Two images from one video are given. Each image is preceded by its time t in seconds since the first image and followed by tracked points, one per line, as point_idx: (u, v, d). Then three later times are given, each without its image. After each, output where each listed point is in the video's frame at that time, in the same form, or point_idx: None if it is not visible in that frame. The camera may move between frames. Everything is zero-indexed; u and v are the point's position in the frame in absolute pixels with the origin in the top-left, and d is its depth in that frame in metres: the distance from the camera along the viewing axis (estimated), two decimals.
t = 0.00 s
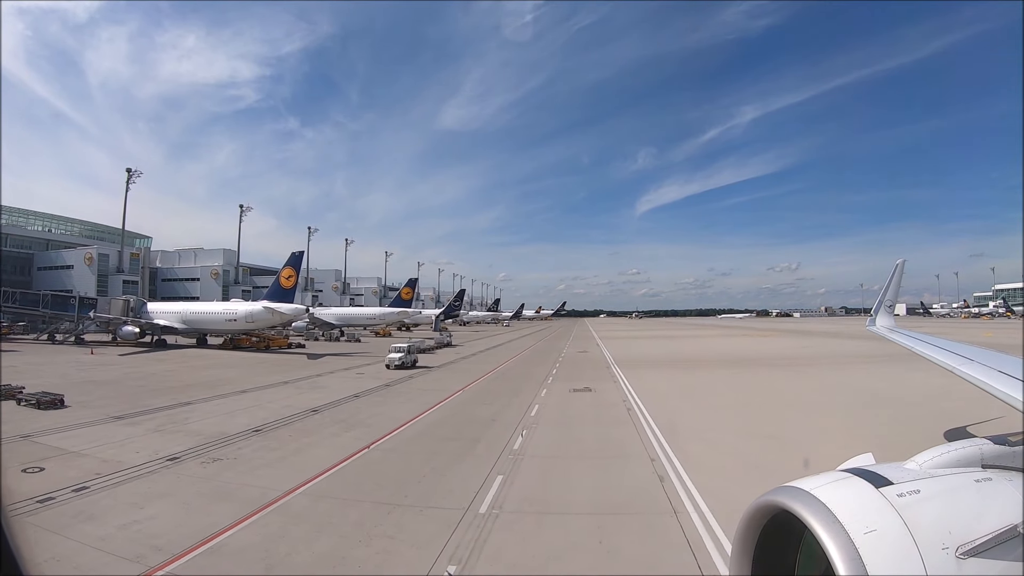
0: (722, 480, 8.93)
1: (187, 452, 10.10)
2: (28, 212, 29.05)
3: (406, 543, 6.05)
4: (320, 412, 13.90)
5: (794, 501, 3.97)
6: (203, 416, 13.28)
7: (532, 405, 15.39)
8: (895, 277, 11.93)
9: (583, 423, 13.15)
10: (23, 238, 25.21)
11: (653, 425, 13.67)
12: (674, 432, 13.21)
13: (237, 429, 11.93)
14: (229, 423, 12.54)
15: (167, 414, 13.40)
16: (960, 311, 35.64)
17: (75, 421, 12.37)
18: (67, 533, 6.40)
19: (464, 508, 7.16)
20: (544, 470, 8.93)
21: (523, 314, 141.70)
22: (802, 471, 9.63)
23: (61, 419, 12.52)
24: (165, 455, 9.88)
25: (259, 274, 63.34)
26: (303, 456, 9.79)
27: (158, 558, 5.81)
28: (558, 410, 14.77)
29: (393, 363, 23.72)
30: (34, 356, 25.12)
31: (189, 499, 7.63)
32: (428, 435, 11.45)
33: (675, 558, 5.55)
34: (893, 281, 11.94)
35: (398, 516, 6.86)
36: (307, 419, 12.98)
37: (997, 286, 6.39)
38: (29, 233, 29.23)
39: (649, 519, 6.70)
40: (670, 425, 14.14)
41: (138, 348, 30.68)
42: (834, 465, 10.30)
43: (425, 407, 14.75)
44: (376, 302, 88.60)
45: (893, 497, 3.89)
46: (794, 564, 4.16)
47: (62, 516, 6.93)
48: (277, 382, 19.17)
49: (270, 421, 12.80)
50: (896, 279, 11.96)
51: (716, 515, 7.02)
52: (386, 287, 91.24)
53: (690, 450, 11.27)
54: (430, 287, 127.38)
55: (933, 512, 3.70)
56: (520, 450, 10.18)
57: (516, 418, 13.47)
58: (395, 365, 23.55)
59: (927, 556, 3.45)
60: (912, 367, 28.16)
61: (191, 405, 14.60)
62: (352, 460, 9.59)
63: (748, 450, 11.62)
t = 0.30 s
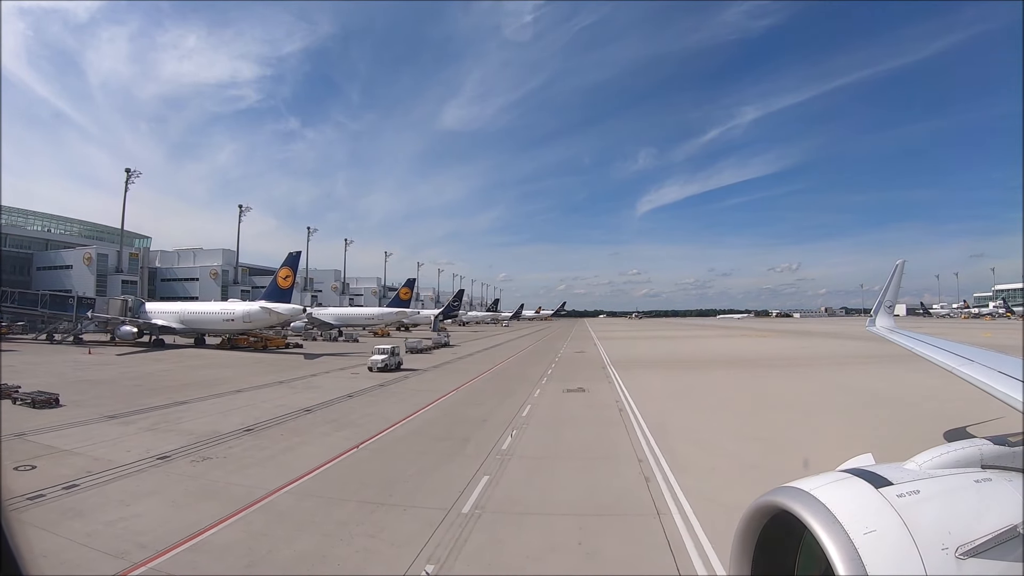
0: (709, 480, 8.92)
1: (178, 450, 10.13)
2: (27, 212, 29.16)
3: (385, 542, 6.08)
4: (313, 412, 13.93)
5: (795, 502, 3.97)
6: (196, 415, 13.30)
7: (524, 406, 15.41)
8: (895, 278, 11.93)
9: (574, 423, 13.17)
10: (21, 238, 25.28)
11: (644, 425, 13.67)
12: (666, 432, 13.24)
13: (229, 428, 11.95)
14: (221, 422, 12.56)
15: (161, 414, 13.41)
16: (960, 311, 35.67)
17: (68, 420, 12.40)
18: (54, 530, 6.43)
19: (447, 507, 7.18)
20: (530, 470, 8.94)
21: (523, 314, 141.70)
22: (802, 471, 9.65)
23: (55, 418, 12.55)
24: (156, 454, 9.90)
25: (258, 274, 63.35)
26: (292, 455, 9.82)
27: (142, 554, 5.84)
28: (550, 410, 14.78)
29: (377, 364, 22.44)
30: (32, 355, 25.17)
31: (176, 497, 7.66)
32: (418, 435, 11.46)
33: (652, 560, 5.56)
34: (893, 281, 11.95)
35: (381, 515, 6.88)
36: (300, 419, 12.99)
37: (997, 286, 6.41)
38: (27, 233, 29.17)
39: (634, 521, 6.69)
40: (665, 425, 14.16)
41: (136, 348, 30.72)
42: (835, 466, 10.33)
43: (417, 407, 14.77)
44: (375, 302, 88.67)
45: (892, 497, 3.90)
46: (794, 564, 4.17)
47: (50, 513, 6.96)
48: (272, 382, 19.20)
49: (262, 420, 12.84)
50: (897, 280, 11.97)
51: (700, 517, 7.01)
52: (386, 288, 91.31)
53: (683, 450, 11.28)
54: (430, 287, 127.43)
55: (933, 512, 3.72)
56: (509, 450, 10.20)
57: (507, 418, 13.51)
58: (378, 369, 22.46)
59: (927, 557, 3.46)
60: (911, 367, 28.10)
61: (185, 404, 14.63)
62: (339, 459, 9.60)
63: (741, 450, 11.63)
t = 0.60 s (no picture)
0: (696, 480, 8.90)
1: (169, 449, 10.17)
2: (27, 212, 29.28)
3: (366, 541, 6.11)
4: (306, 411, 13.99)
5: (796, 503, 3.97)
6: (189, 415, 13.33)
7: (516, 406, 15.43)
8: (895, 278, 11.94)
9: (566, 424, 13.16)
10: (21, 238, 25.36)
11: (634, 426, 13.66)
12: (657, 432, 13.23)
13: (220, 427, 11.97)
14: (213, 422, 12.57)
15: (154, 414, 13.43)
16: (960, 312, 35.69)
17: (62, 419, 12.43)
18: (41, 526, 6.46)
19: (430, 507, 7.19)
20: (516, 470, 8.95)
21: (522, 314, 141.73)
22: (802, 471, 9.70)
23: (50, 417, 12.60)
24: (147, 452, 9.94)
25: (258, 274, 63.38)
26: (282, 454, 9.85)
27: (126, 551, 5.88)
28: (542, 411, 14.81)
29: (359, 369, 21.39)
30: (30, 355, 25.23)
31: (164, 495, 7.70)
32: (408, 435, 11.47)
33: (628, 560, 5.58)
34: (893, 282, 11.96)
35: (365, 515, 6.90)
36: (292, 418, 13.03)
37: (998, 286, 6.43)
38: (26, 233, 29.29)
39: (616, 521, 6.70)
40: (659, 425, 14.18)
41: (134, 348, 30.74)
42: (835, 465, 10.39)
43: (408, 407, 14.77)
44: (375, 302, 88.70)
45: (892, 497, 3.92)
46: (794, 565, 4.18)
47: (39, 510, 6.99)
48: (267, 382, 19.24)
49: (254, 420, 12.86)
50: (897, 280, 11.99)
51: (683, 518, 6.99)
52: (385, 288, 91.35)
53: (674, 450, 11.28)
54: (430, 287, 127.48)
55: (933, 512, 3.73)
56: (497, 451, 10.21)
57: (498, 418, 13.54)
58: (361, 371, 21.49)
59: (927, 557, 3.47)
60: (910, 368, 28.08)
61: (179, 404, 14.66)
62: (328, 458, 9.63)
63: (734, 450, 11.63)
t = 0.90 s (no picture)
0: (683, 480, 8.89)
1: (160, 448, 10.20)
2: (26, 212, 29.36)
3: (347, 539, 6.14)
4: (298, 410, 14.04)
5: (795, 502, 3.98)
6: (182, 414, 13.36)
7: (508, 406, 15.43)
8: (895, 278, 11.94)
9: (556, 424, 13.17)
10: (20, 238, 25.47)
11: (624, 426, 13.65)
12: (647, 432, 13.23)
13: (212, 427, 11.99)
14: (206, 421, 12.59)
15: (147, 413, 13.46)
16: (961, 311, 35.70)
17: (56, 418, 12.46)
18: (29, 523, 6.50)
19: (414, 507, 7.20)
20: (503, 471, 8.95)
21: (522, 314, 141.96)
22: (802, 471, 9.72)
23: (44, 416, 12.63)
24: (138, 451, 9.97)
25: (257, 274, 63.44)
26: (271, 453, 9.88)
27: (112, 547, 5.91)
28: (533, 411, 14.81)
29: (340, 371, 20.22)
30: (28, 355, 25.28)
31: (152, 493, 7.73)
32: (398, 434, 11.49)
33: (606, 561, 5.60)
34: (893, 282, 11.95)
35: (348, 514, 6.91)
36: (284, 418, 13.07)
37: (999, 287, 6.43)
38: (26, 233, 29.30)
39: (598, 522, 6.70)
40: (654, 425, 14.20)
41: (132, 348, 30.80)
42: (836, 465, 10.41)
43: (398, 407, 14.78)
44: (375, 302, 88.87)
45: (892, 497, 3.93)
46: (793, 566, 4.20)
47: (28, 506, 7.03)
48: (263, 382, 19.28)
49: (246, 419, 12.88)
50: (897, 280, 12.00)
51: (665, 518, 7.00)
52: (385, 288, 91.47)
53: (666, 450, 11.27)
54: (430, 287, 127.57)
55: (932, 512, 3.74)
56: (485, 451, 10.22)
57: (489, 418, 13.56)
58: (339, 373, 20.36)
59: (927, 558, 3.48)
60: (908, 368, 28.09)
61: (173, 404, 14.70)
62: (317, 458, 9.65)
63: (728, 450, 11.63)
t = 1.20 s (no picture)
0: (670, 480, 8.89)
1: (151, 447, 10.22)
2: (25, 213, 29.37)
3: (330, 537, 6.17)
4: (290, 410, 14.07)
5: (794, 502, 4.01)
6: (176, 414, 13.38)
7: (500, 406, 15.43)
8: (895, 278, 11.95)
9: (548, 424, 13.17)
10: (19, 238, 25.53)
11: (614, 425, 13.62)
12: (636, 431, 13.23)
13: (205, 426, 12.01)
14: (199, 421, 12.61)
15: (142, 412, 13.48)
16: (960, 311, 35.72)
17: (50, 418, 12.50)
18: (17, 520, 6.54)
19: (398, 506, 7.22)
20: (489, 471, 8.95)
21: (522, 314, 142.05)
22: (803, 471, 9.74)
23: (39, 416, 12.67)
24: (129, 450, 9.99)
25: (257, 274, 63.50)
26: (261, 452, 9.90)
27: (96, 544, 5.95)
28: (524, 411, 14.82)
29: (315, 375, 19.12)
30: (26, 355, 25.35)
31: (141, 490, 7.77)
32: (389, 434, 11.49)
33: (585, 561, 5.60)
34: (892, 282, 11.96)
35: (332, 512, 6.94)
36: (276, 417, 13.08)
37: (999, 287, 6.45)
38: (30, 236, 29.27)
39: (579, 523, 6.69)
40: (649, 425, 14.21)
41: (130, 348, 30.84)
42: (836, 465, 10.42)
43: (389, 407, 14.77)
44: (375, 302, 88.98)
45: (893, 497, 3.94)
46: (793, 566, 4.22)
47: (18, 503, 7.07)
48: (259, 382, 19.31)
49: (239, 419, 12.89)
50: (897, 280, 12.00)
51: (648, 518, 7.00)
52: (385, 288, 91.55)
53: (656, 450, 11.28)
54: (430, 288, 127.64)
55: (932, 512, 3.76)
56: (473, 451, 10.22)
57: (480, 418, 13.55)
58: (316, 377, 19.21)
59: (928, 559, 3.49)
60: (907, 368, 28.06)
61: (168, 403, 14.73)
62: (306, 457, 9.66)
63: (723, 450, 11.63)
